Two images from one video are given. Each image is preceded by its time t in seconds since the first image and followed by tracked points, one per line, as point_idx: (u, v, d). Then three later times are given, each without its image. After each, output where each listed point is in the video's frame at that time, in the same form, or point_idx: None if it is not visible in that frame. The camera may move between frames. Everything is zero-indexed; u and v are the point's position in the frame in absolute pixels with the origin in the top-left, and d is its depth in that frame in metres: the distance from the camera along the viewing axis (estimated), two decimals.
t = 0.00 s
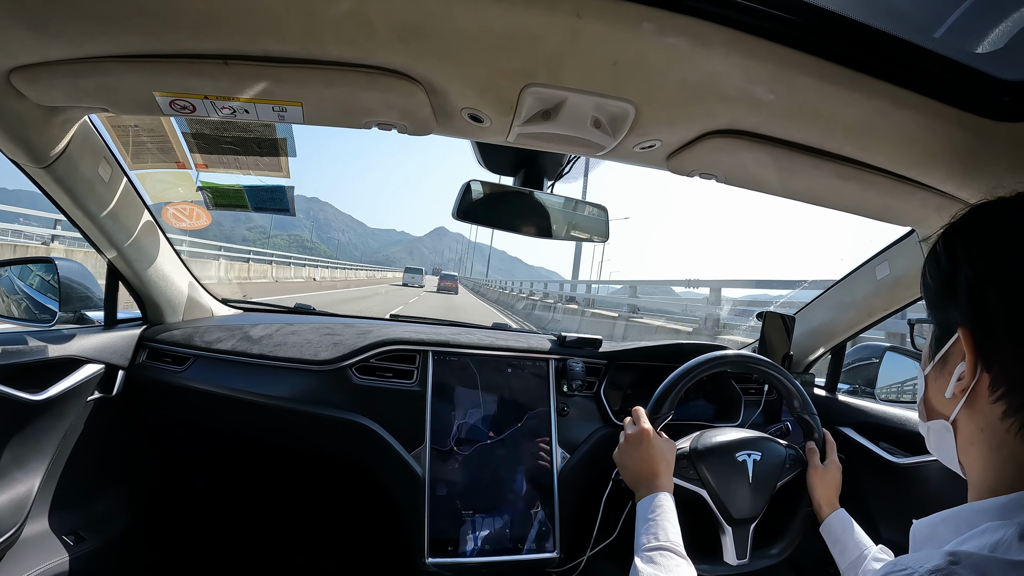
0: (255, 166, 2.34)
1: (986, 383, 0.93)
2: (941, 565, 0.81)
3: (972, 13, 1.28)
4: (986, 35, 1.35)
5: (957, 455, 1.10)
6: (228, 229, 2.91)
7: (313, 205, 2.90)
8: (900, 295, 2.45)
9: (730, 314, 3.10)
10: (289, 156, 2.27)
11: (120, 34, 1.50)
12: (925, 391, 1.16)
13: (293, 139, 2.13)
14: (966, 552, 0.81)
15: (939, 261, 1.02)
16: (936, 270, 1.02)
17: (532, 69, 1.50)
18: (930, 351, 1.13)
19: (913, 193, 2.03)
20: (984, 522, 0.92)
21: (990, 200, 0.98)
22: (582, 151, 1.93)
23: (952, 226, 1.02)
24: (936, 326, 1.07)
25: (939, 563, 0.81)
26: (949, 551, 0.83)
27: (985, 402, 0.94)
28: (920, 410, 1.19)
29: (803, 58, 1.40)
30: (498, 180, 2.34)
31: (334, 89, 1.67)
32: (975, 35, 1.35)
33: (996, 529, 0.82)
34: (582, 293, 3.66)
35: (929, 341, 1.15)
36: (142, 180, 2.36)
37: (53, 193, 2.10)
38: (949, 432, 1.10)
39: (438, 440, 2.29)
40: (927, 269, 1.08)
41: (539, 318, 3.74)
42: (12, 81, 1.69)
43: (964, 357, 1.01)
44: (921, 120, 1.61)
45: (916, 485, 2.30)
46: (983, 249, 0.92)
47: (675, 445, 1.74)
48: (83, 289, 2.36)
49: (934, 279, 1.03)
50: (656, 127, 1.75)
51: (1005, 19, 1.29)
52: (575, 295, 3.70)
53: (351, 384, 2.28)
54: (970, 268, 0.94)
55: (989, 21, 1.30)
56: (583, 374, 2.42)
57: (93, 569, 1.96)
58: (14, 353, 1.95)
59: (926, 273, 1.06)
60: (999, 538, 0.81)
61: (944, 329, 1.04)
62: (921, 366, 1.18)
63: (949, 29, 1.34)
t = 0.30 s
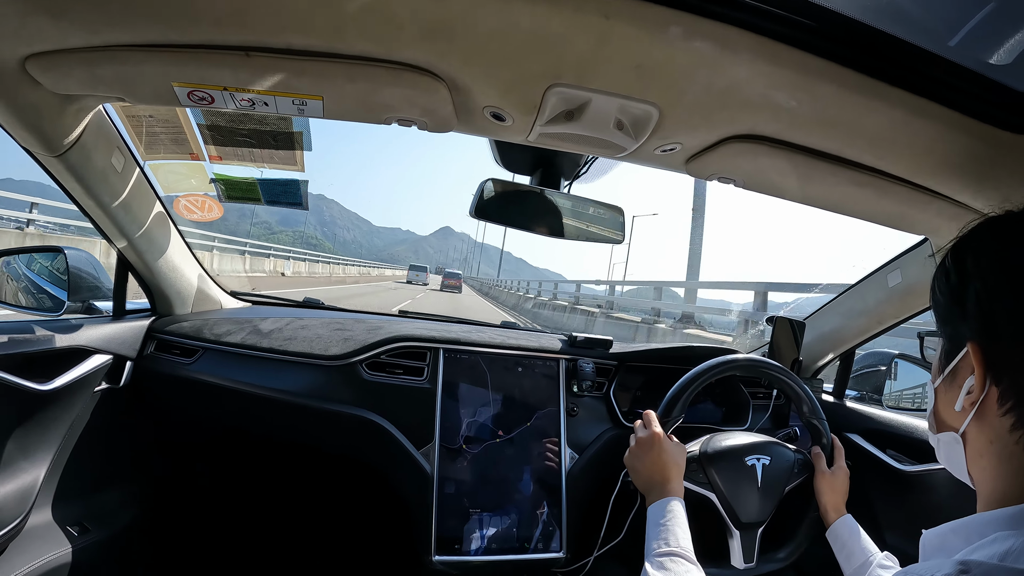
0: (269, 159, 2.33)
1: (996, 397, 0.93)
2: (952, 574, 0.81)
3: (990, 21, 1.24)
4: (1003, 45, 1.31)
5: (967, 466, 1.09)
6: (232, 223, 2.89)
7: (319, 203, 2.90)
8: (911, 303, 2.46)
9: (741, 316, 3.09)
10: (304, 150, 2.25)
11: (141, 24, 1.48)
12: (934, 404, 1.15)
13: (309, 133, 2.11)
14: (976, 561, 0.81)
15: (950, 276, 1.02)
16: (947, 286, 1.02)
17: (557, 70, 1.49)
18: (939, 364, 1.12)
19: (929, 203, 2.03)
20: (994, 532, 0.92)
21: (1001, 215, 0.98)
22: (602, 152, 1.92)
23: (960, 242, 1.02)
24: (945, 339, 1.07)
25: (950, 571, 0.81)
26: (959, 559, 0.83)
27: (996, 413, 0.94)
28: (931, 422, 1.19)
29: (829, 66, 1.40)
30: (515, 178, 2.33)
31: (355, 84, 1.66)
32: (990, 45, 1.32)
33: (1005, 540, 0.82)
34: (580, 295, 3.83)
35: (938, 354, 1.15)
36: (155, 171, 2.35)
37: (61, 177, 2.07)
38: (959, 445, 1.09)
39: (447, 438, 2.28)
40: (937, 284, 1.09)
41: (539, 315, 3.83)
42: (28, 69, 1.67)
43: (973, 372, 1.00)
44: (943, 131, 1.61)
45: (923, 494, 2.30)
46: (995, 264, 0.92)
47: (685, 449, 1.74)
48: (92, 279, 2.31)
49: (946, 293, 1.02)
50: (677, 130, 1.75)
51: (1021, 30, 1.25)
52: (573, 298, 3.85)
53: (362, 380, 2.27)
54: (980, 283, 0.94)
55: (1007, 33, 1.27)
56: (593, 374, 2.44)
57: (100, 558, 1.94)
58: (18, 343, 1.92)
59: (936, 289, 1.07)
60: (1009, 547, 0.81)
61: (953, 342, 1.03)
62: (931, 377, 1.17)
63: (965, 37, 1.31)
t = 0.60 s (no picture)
0: (271, 149, 2.31)
1: (995, 400, 0.93)
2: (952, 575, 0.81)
3: (998, 23, 1.25)
4: (1009, 48, 1.31)
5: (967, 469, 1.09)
6: (229, 217, 2.88)
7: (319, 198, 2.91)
8: (914, 304, 2.46)
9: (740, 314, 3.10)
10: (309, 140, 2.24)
11: (149, 9, 1.47)
12: (934, 407, 1.14)
13: (314, 123, 2.10)
14: (977, 563, 0.81)
15: (949, 281, 1.03)
16: (948, 290, 1.02)
17: (566, 63, 1.49)
18: (939, 367, 1.12)
19: (933, 204, 2.04)
20: (993, 535, 0.92)
21: (999, 220, 0.98)
22: (610, 147, 1.92)
23: (962, 244, 1.02)
24: (945, 342, 1.07)
25: (950, 572, 0.81)
26: (960, 561, 0.83)
27: (995, 417, 0.94)
28: (932, 423, 1.18)
29: (840, 66, 1.40)
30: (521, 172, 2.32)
31: (364, 74, 1.64)
32: (996, 48, 1.32)
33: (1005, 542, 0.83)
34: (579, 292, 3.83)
35: (938, 358, 1.14)
36: (158, 159, 2.34)
37: (66, 166, 2.06)
38: (958, 448, 1.08)
39: (448, 432, 2.28)
40: (937, 287, 1.09)
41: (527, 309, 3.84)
42: (32, 54, 1.66)
43: (973, 375, 1.00)
44: (951, 133, 1.61)
45: (920, 494, 2.32)
46: (994, 268, 0.93)
47: (686, 447, 1.74)
48: (93, 267, 2.31)
49: (947, 297, 1.03)
50: (686, 126, 1.74)
51: None
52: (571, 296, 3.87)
53: (363, 372, 2.26)
54: (979, 289, 0.94)
55: (1014, 33, 1.26)
56: (594, 369, 2.42)
57: (96, 548, 1.93)
58: (19, 331, 1.92)
59: (936, 293, 1.06)
60: (1010, 549, 0.81)
61: (953, 346, 1.03)
62: (931, 380, 1.16)
63: (972, 39, 1.31)
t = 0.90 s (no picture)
0: (269, 150, 2.31)
1: (1003, 389, 0.92)
2: (960, 569, 0.80)
3: (999, 16, 1.23)
4: (1012, 39, 1.29)
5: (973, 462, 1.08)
6: (234, 220, 2.88)
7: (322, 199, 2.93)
8: (918, 297, 2.44)
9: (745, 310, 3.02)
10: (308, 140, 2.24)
11: (144, 11, 1.47)
12: (940, 399, 1.13)
13: (312, 123, 2.10)
14: (984, 556, 0.80)
15: (954, 269, 1.01)
16: (954, 279, 1.01)
17: (562, 58, 1.48)
18: (945, 358, 1.11)
19: (935, 196, 2.02)
20: (1003, 528, 0.91)
21: (1006, 209, 0.98)
22: (607, 142, 1.91)
23: (969, 232, 1.01)
24: (952, 333, 1.05)
25: (956, 566, 0.80)
26: (968, 554, 0.82)
27: (1002, 407, 0.93)
28: (937, 417, 1.17)
29: (839, 57, 1.38)
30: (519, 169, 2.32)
31: (360, 73, 1.64)
32: (999, 39, 1.30)
33: (1011, 536, 0.81)
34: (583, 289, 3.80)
35: (944, 350, 1.13)
36: (158, 162, 2.35)
37: (65, 169, 2.07)
38: (965, 440, 1.07)
39: (450, 430, 2.28)
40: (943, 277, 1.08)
41: (532, 308, 3.80)
42: (29, 59, 1.67)
43: (981, 364, 0.98)
44: (952, 124, 1.59)
45: (926, 490, 2.30)
46: (1000, 257, 0.92)
47: (689, 443, 1.73)
48: (95, 270, 2.34)
49: (953, 285, 1.01)
50: (685, 120, 1.73)
51: None
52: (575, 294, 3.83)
53: (365, 371, 2.26)
54: (986, 278, 0.93)
55: (1014, 25, 1.24)
56: (596, 366, 2.42)
57: (100, 551, 1.94)
58: (21, 335, 1.92)
59: (942, 282, 1.05)
60: (1017, 543, 0.79)
61: (960, 336, 1.01)
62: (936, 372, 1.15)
63: (974, 31, 1.29)
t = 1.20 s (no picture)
0: (285, 164, 2.35)
1: None
2: (983, 566, 0.79)
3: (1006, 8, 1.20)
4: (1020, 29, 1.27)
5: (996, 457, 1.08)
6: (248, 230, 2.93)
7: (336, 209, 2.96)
8: (937, 294, 2.41)
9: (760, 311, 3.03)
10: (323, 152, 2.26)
11: (161, 32, 1.51)
12: (963, 394, 1.13)
13: (328, 136, 2.12)
14: (1008, 552, 0.79)
15: (975, 261, 1.02)
16: (975, 271, 1.01)
17: (573, 66, 1.49)
18: (967, 352, 1.11)
19: (951, 191, 2.00)
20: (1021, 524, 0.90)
21: None
22: (622, 148, 1.90)
23: (991, 225, 1.01)
24: (974, 328, 1.05)
25: (979, 564, 0.79)
26: (991, 552, 0.81)
27: None
28: (961, 411, 1.17)
29: (851, 57, 1.38)
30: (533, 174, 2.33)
31: (373, 85, 1.66)
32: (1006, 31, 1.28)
33: None
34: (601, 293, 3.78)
35: (968, 345, 1.13)
36: (176, 178, 2.39)
37: (85, 188, 2.11)
38: (988, 434, 1.07)
39: (470, 437, 2.29)
40: (963, 269, 1.08)
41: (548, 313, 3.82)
42: (47, 80, 1.71)
43: (1004, 358, 0.99)
44: (966, 119, 1.58)
45: (950, 488, 2.27)
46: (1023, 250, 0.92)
47: (709, 446, 1.73)
48: (115, 285, 2.40)
49: (973, 278, 1.01)
50: (697, 123, 1.73)
51: None
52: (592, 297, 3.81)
53: (384, 380, 2.28)
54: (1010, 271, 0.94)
55: (1022, 15, 1.23)
56: (616, 370, 2.41)
57: (126, 561, 1.97)
58: (44, 350, 1.96)
59: (962, 274, 1.06)
60: None
61: (982, 330, 1.01)
62: (959, 366, 1.15)
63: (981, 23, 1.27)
